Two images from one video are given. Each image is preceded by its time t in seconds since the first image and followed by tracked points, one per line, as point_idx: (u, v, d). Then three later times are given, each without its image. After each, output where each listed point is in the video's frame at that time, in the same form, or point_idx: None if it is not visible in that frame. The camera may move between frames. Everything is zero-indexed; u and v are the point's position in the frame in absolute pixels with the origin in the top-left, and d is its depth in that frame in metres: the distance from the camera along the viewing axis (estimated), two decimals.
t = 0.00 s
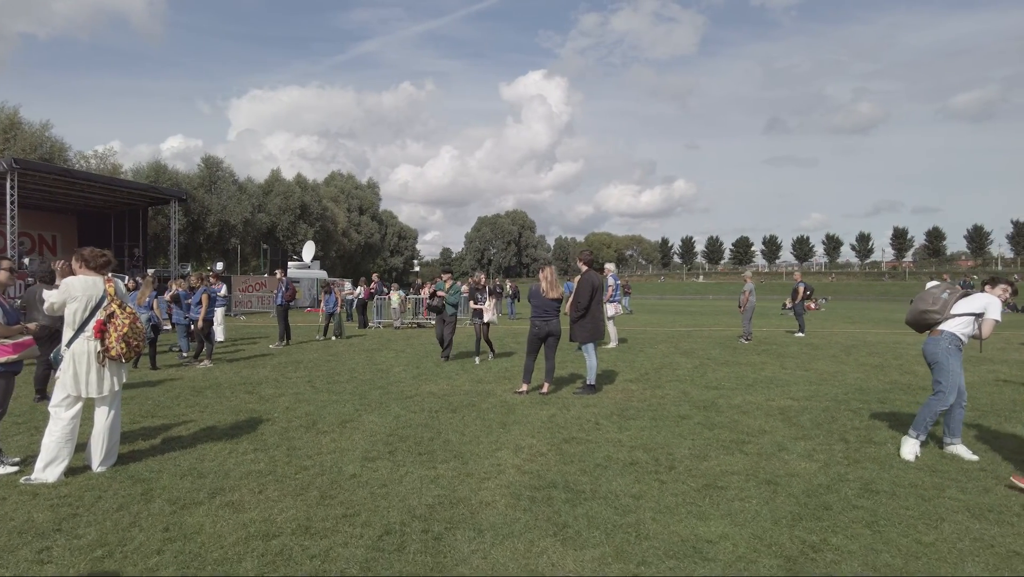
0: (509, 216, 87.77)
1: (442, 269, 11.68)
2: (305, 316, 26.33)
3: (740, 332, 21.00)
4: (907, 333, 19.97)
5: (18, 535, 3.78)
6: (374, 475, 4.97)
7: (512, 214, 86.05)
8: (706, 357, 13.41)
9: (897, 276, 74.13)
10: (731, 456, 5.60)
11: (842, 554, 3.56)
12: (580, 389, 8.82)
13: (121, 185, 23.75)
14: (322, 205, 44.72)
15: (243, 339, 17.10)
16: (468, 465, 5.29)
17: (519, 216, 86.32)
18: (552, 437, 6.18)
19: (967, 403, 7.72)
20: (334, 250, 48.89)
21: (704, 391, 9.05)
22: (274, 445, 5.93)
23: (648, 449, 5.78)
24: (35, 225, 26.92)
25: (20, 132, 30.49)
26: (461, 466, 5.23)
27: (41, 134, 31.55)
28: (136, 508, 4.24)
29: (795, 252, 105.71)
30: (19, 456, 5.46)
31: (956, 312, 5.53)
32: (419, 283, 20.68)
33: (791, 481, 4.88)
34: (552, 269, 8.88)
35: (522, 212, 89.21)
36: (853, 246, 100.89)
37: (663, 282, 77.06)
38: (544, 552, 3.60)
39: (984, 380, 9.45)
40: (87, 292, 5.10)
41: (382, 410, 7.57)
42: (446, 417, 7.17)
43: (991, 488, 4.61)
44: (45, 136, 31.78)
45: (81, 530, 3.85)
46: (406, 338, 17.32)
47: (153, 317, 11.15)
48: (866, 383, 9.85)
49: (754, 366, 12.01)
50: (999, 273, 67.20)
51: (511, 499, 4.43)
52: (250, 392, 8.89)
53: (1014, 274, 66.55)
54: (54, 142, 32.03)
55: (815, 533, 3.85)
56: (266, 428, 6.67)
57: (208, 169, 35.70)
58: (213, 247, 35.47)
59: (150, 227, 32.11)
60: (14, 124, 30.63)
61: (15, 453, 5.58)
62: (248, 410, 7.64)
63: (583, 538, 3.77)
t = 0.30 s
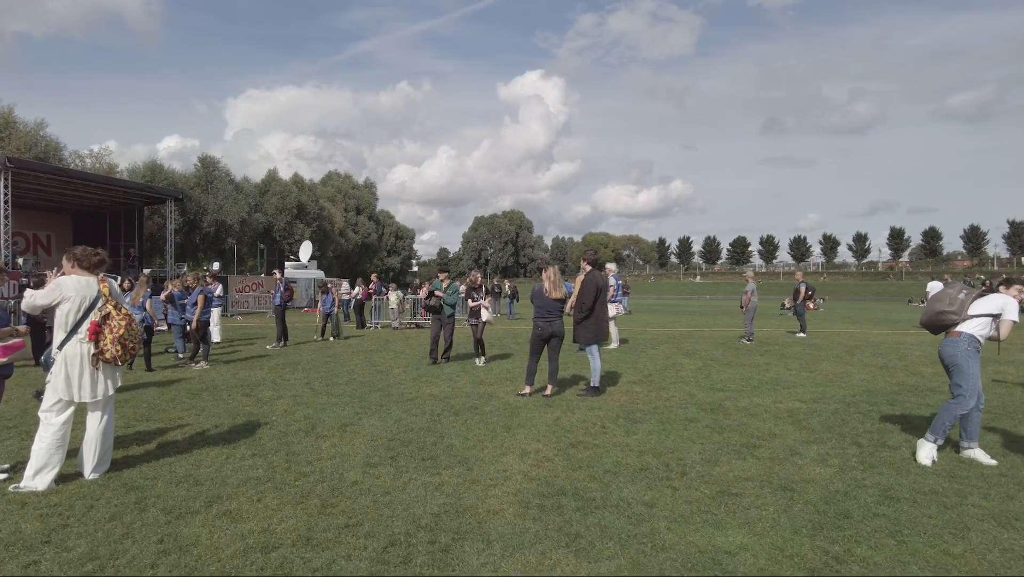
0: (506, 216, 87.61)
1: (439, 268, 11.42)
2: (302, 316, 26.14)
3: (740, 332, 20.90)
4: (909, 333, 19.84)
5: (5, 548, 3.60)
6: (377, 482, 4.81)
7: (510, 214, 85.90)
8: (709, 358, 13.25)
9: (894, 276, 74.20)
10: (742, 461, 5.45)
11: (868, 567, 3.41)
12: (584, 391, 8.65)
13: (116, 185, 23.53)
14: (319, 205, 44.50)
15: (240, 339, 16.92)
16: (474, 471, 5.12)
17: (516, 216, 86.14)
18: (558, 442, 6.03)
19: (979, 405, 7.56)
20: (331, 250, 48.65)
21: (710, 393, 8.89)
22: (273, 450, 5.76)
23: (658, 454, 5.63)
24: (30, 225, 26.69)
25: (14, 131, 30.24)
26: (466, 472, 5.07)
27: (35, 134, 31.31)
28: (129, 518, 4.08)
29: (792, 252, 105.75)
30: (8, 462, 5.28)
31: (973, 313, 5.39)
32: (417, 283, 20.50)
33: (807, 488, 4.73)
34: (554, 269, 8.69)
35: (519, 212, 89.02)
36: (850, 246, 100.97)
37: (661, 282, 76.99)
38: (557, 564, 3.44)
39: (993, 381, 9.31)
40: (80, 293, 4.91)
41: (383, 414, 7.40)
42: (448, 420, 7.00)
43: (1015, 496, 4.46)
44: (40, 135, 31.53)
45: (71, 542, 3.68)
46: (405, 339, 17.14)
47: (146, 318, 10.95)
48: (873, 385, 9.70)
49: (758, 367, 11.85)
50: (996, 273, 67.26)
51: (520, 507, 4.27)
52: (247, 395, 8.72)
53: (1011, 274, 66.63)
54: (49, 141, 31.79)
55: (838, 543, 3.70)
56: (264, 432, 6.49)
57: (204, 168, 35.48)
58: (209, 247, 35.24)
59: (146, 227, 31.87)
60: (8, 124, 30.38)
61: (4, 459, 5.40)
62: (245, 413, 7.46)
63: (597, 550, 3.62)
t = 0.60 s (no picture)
0: (505, 216, 87.47)
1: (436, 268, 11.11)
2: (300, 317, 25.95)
3: (740, 333, 20.78)
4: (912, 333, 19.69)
5: None
6: (379, 489, 4.64)
7: (508, 214, 85.74)
8: (713, 359, 13.10)
9: (893, 276, 74.14)
10: (756, 466, 5.29)
11: None
12: (588, 392, 8.50)
13: (113, 184, 23.34)
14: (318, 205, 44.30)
15: (238, 340, 16.76)
16: (480, 477, 4.96)
17: (514, 216, 85.91)
18: (565, 446, 5.87)
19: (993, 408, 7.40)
20: (329, 250, 48.46)
21: (716, 395, 8.73)
22: (271, 455, 5.59)
23: (668, 459, 5.47)
24: (26, 224, 26.51)
25: (10, 131, 30.05)
26: (472, 479, 4.91)
27: (32, 133, 31.09)
28: (121, 528, 3.91)
29: (791, 252, 105.67)
30: None
31: (993, 314, 5.24)
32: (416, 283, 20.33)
33: (824, 495, 4.56)
34: (558, 269, 8.52)
35: (517, 212, 88.80)
36: (849, 246, 100.96)
37: (659, 282, 76.88)
38: None
39: (1004, 383, 9.16)
40: (71, 293, 4.72)
41: (383, 417, 7.24)
42: (451, 424, 6.84)
43: None
44: (37, 134, 31.33)
45: (59, 556, 3.51)
46: (404, 340, 16.96)
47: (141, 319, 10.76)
48: (881, 386, 9.56)
49: (763, 369, 11.68)
50: (994, 272, 67.23)
51: (528, 516, 4.11)
52: (246, 397, 8.55)
53: (1009, 274, 66.64)
54: (46, 140, 31.59)
55: (863, 555, 3.54)
56: (263, 435, 6.32)
57: (202, 168, 35.29)
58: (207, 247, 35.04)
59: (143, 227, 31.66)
60: (4, 123, 30.18)
61: None
62: (243, 416, 7.29)
63: (611, 562, 3.46)
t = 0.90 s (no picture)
0: (504, 216, 87.29)
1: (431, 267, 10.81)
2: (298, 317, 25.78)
3: (742, 333, 20.63)
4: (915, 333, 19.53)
5: None
6: (382, 496, 4.48)
7: (507, 214, 85.58)
8: (716, 360, 12.94)
9: (892, 276, 74.08)
10: (769, 472, 5.14)
11: None
12: (592, 395, 8.34)
13: (110, 184, 23.15)
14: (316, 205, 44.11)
15: (236, 340, 16.58)
16: (485, 484, 4.80)
17: (513, 216, 85.73)
18: (571, 451, 5.72)
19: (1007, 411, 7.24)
20: (328, 249, 48.27)
21: (723, 397, 8.58)
22: (270, 460, 5.43)
23: (678, 465, 5.31)
24: (22, 224, 26.31)
25: (7, 130, 29.85)
26: (477, 486, 4.75)
27: (28, 132, 30.90)
28: (113, 539, 3.75)
29: (790, 252, 105.61)
30: None
31: (1012, 315, 5.08)
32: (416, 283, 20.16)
33: (842, 501, 4.41)
34: (562, 269, 8.37)
35: (516, 212, 88.64)
36: (848, 246, 100.94)
37: (658, 282, 76.78)
38: None
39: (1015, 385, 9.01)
40: (61, 294, 4.56)
41: (385, 420, 7.07)
42: (454, 427, 6.67)
43: None
44: (33, 134, 31.13)
45: (46, 569, 3.35)
46: (404, 340, 16.81)
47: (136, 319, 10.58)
48: (890, 388, 9.41)
49: (769, 370, 11.53)
50: (993, 272, 67.19)
51: (537, 525, 3.95)
52: (243, 399, 8.39)
53: (1008, 274, 66.61)
54: (43, 139, 31.39)
55: (888, 567, 3.39)
56: (260, 439, 6.16)
57: (200, 167, 35.10)
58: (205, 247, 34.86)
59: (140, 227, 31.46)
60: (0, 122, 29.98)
61: None
62: (241, 419, 7.12)
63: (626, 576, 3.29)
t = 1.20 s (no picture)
0: (503, 216, 87.16)
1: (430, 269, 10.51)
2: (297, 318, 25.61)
3: (744, 334, 20.49)
4: (919, 334, 19.42)
5: None
6: (387, 505, 4.33)
7: (506, 214, 85.48)
8: (721, 361, 12.80)
9: (890, 276, 74.11)
10: (785, 478, 5.00)
11: None
12: (598, 397, 8.18)
13: (108, 183, 22.96)
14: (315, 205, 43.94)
15: (235, 341, 16.41)
16: (493, 492, 4.64)
17: (512, 216, 85.59)
18: (580, 456, 5.57)
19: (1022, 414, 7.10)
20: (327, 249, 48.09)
21: (731, 400, 8.43)
22: (270, 466, 5.27)
23: (691, 471, 5.17)
24: (19, 224, 26.12)
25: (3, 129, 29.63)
26: (484, 493, 4.60)
27: (25, 132, 30.71)
28: (107, 551, 3.58)
29: (788, 252, 105.60)
30: None
31: None
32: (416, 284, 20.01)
33: (863, 509, 4.26)
34: (567, 268, 8.20)
35: (515, 212, 88.50)
36: (847, 246, 100.96)
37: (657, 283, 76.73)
38: None
39: None
40: (53, 295, 4.40)
41: (387, 424, 6.91)
42: (459, 431, 6.52)
43: None
44: (30, 133, 30.92)
45: None
46: (405, 341, 16.65)
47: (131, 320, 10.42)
48: (899, 389, 9.27)
49: (775, 371, 11.39)
50: (992, 272, 67.21)
51: (549, 536, 3.80)
52: (242, 402, 8.23)
53: (1007, 274, 66.63)
54: (40, 139, 31.19)
55: None
56: (260, 444, 6.00)
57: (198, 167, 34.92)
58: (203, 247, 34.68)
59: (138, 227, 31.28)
60: None
61: None
62: (240, 423, 6.95)
63: None
